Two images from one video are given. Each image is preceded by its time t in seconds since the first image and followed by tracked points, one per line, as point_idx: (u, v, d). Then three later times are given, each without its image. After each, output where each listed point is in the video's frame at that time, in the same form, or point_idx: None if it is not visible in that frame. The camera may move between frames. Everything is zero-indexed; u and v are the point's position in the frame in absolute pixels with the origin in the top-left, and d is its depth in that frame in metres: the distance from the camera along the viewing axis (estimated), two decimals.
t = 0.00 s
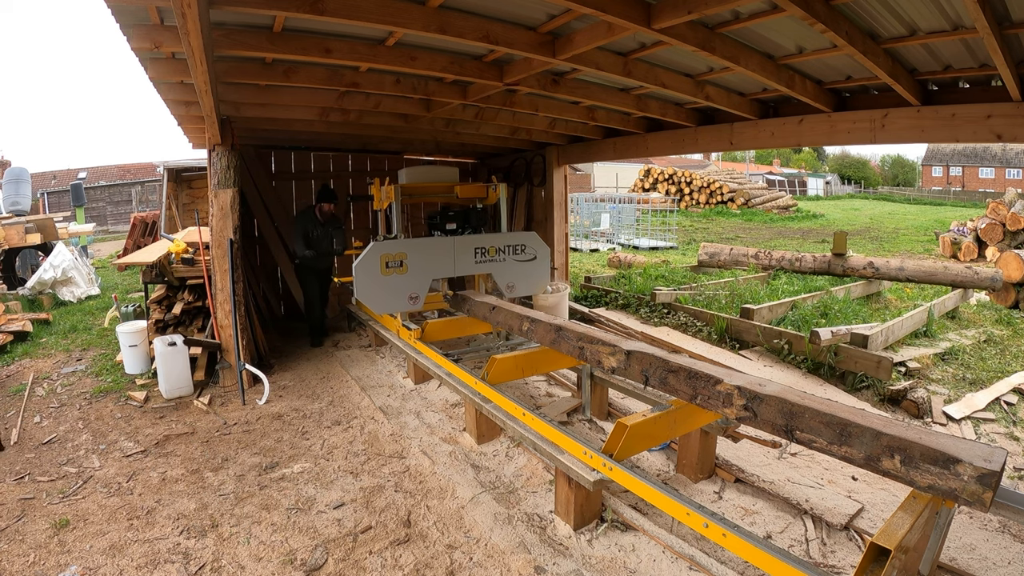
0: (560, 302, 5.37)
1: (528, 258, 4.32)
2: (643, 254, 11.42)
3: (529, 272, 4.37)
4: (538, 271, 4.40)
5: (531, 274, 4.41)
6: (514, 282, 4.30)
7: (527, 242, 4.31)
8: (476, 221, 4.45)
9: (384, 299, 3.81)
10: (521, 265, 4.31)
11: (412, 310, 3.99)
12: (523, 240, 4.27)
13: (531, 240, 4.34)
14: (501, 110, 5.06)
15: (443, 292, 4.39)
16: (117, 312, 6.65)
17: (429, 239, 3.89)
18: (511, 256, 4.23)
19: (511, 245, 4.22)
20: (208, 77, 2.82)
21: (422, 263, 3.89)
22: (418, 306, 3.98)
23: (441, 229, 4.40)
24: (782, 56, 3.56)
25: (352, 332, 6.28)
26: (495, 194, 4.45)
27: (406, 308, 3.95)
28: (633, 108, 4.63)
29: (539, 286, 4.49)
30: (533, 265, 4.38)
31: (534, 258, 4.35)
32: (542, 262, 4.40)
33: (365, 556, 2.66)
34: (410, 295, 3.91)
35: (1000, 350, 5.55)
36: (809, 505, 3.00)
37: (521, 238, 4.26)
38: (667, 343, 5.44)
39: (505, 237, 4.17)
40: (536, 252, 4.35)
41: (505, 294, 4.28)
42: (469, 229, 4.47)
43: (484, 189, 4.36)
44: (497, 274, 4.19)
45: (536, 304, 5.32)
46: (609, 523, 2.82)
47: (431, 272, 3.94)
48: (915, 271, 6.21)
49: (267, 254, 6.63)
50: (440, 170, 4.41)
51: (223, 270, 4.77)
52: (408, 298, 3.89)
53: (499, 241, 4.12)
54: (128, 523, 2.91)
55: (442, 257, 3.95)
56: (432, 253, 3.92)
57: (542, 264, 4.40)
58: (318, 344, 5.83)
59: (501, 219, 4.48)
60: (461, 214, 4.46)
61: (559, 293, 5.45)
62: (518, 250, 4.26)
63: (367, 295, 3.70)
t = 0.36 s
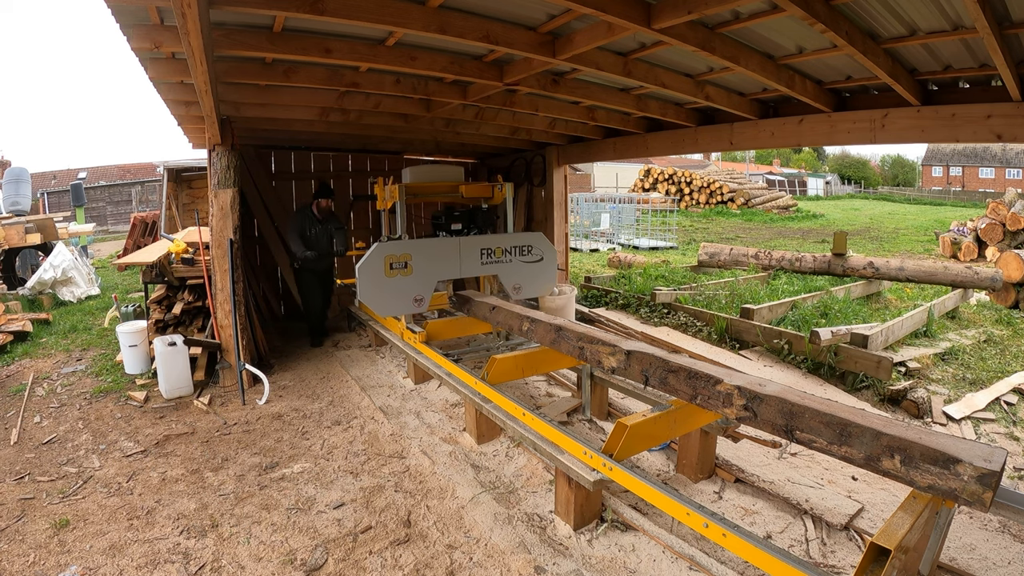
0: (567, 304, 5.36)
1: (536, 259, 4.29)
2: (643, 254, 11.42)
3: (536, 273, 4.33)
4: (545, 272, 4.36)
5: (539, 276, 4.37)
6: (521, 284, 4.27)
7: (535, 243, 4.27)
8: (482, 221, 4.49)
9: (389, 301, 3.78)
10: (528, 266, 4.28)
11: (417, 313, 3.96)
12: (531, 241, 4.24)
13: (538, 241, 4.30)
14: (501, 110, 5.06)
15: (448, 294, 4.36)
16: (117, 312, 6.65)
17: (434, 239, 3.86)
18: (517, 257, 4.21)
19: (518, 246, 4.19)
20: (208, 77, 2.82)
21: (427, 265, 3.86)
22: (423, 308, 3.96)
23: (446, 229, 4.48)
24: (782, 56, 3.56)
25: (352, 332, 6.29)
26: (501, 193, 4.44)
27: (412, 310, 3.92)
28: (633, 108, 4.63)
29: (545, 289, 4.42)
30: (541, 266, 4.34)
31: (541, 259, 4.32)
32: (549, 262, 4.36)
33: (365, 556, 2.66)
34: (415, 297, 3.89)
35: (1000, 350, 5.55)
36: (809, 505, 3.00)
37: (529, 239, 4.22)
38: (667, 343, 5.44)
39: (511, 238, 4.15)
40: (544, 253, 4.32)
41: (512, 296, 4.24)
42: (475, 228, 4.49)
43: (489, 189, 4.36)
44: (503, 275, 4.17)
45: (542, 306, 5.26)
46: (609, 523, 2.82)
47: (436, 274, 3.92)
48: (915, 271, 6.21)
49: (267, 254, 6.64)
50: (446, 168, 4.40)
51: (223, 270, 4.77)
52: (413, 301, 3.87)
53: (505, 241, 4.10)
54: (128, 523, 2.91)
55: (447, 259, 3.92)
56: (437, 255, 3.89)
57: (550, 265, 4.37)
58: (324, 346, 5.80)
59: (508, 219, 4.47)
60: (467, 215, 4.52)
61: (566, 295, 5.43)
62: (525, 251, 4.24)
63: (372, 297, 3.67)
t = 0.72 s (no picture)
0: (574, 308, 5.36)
1: (543, 260, 4.26)
2: (643, 254, 11.42)
3: (542, 273, 4.31)
4: (550, 273, 4.35)
5: (545, 277, 4.35)
6: (527, 285, 4.24)
7: (541, 244, 4.25)
8: (487, 221, 4.41)
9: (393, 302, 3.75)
10: (535, 266, 4.25)
11: (421, 314, 3.93)
12: (537, 241, 4.21)
13: (545, 241, 4.27)
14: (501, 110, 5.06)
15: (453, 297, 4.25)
16: (117, 312, 6.66)
17: (439, 240, 3.82)
18: (524, 258, 4.18)
19: (524, 246, 4.16)
20: (208, 77, 2.82)
21: (432, 266, 3.82)
22: (428, 310, 3.91)
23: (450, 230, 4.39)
24: (782, 56, 3.56)
25: (352, 333, 6.29)
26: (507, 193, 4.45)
27: (416, 312, 3.88)
28: (633, 108, 4.63)
29: (552, 290, 4.44)
30: (547, 267, 4.32)
31: (548, 260, 4.30)
32: (555, 263, 4.35)
33: (365, 556, 2.66)
34: (419, 298, 3.85)
35: (1000, 350, 5.55)
36: (809, 505, 3.00)
37: (536, 239, 4.19)
38: (667, 343, 5.44)
39: (517, 239, 4.12)
40: (550, 254, 4.30)
41: (518, 297, 4.21)
42: (480, 228, 4.42)
43: (496, 189, 4.35)
44: (509, 276, 4.14)
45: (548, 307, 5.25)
46: (609, 523, 2.82)
47: (440, 275, 3.88)
48: (915, 271, 6.21)
49: (267, 254, 6.65)
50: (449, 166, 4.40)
51: (223, 270, 4.77)
52: (418, 303, 3.84)
53: (511, 242, 4.07)
54: (128, 523, 2.91)
55: (452, 260, 3.88)
56: (443, 256, 3.85)
57: (556, 266, 4.35)
58: (331, 350, 5.71)
59: (514, 219, 4.44)
60: (472, 215, 4.45)
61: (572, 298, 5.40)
62: (531, 251, 4.21)
63: (376, 299, 3.63)
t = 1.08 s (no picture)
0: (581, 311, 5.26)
1: (550, 261, 4.22)
2: (643, 254, 11.42)
3: (549, 274, 4.26)
4: (559, 275, 4.30)
5: (553, 278, 4.30)
6: (536, 287, 4.19)
7: (549, 245, 4.20)
8: (494, 220, 4.39)
9: (398, 304, 3.66)
10: (542, 268, 4.21)
11: (428, 318, 3.84)
12: (545, 241, 4.17)
13: (553, 242, 4.23)
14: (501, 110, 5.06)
15: (459, 300, 4.18)
16: (117, 312, 6.66)
17: (446, 241, 3.75)
18: (532, 259, 4.14)
19: (532, 248, 4.12)
20: (208, 77, 2.82)
21: (438, 268, 3.76)
22: (434, 314, 3.81)
23: (457, 231, 4.39)
24: (782, 56, 3.56)
25: (352, 333, 6.29)
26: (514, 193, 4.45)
27: (422, 315, 3.79)
28: (633, 108, 4.63)
29: (560, 291, 4.38)
30: (555, 269, 4.28)
31: (556, 262, 4.26)
32: (564, 265, 4.30)
33: (365, 556, 2.66)
34: (425, 301, 3.77)
35: (1000, 350, 5.55)
36: (809, 505, 3.00)
37: (544, 240, 4.14)
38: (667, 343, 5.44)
39: (526, 240, 4.07)
40: (558, 255, 4.26)
41: (527, 300, 4.16)
42: (486, 228, 4.41)
43: (503, 188, 4.34)
44: (517, 279, 4.09)
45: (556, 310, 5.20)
46: (609, 523, 2.82)
47: (447, 277, 3.80)
48: (915, 271, 6.20)
49: (267, 254, 6.65)
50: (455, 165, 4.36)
51: (223, 270, 4.77)
52: (424, 305, 3.74)
53: (519, 244, 4.02)
54: (128, 523, 2.91)
55: (460, 261, 3.82)
56: (449, 257, 3.79)
57: (564, 268, 4.31)
58: (331, 351, 5.68)
59: (522, 218, 4.42)
60: (479, 215, 4.44)
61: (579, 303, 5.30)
62: (539, 252, 4.17)
63: (379, 301, 3.56)
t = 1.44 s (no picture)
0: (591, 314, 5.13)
1: (560, 262, 4.22)
2: (643, 254, 11.42)
3: (558, 276, 4.26)
4: (568, 277, 4.30)
5: (563, 280, 4.30)
6: (544, 289, 4.18)
7: (559, 246, 4.19)
8: (503, 220, 4.38)
9: (404, 307, 3.64)
10: (551, 270, 4.20)
11: (433, 320, 3.83)
12: (555, 243, 4.16)
13: (561, 243, 4.23)
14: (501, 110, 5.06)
15: (465, 302, 4.12)
16: (117, 312, 6.66)
17: (453, 242, 3.73)
18: (541, 261, 4.13)
19: (541, 249, 4.11)
20: (208, 77, 2.82)
21: (444, 270, 3.73)
22: (440, 317, 3.80)
23: (465, 231, 4.39)
24: (782, 56, 3.56)
25: (352, 333, 6.29)
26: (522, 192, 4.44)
27: (428, 318, 3.78)
28: (633, 108, 4.63)
29: (569, 294, 4.39)
30: (564, 270, 4.28)
31: (565, 263, 4.25)
32: (572, 266, 4.30)
33: (365, 556, 2.66)
34: (431, 303, 3.76)
35: (1000, 350, 5.55)
36: (809, 505, 3.00)
37: (553, 241, 4.14)
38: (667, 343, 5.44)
39: (534, 242, 4.06)
40: (568, 257, 4.25)
41: (535, 302, 4.16)
42: (494, 229, 4.41)
43: (510, 187, 4.31)
44: (526, 281, 4.08)
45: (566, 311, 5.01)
46: (609, 523, 2.82)
47: (453, 279, 3.78)
48: (915, 271, 6.20)
49: (267, 254, 6.66)
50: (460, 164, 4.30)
51: (223, 270, 4.77)
52: (430, 309, 3.75)
53: (528, 245, 4.02)
54: (128, 523, 2.91)
55: (467, 262, 3.80)
56: (456, 259, 3.77)
57: (573, 270, 4.31)
58: (331, 351, 5.67)
59: (530, 218, 4.41)
60: (487, 216, 4.43)
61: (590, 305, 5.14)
62: (548, 254, 4.17)
63: (384, 304, 3.54)
